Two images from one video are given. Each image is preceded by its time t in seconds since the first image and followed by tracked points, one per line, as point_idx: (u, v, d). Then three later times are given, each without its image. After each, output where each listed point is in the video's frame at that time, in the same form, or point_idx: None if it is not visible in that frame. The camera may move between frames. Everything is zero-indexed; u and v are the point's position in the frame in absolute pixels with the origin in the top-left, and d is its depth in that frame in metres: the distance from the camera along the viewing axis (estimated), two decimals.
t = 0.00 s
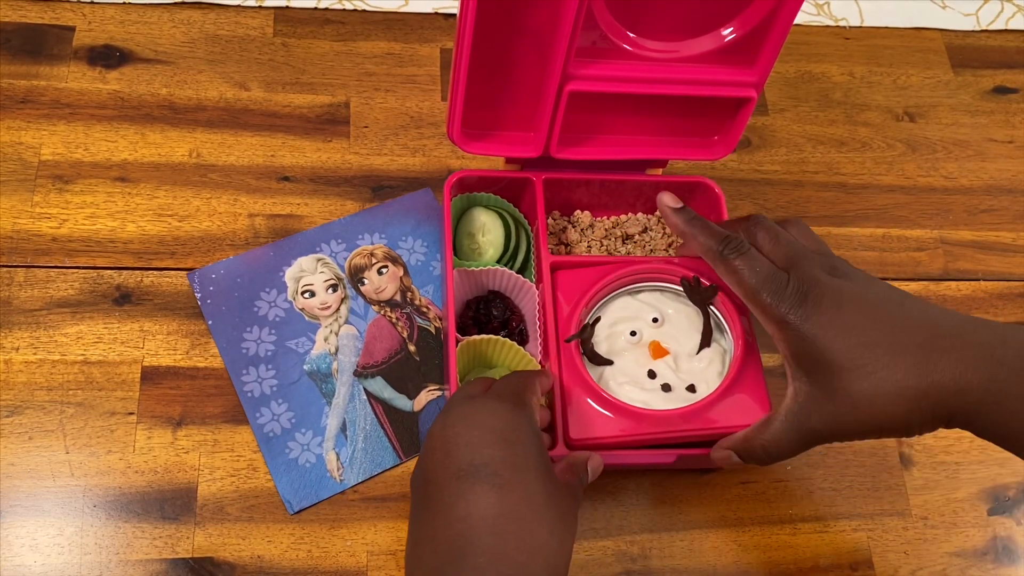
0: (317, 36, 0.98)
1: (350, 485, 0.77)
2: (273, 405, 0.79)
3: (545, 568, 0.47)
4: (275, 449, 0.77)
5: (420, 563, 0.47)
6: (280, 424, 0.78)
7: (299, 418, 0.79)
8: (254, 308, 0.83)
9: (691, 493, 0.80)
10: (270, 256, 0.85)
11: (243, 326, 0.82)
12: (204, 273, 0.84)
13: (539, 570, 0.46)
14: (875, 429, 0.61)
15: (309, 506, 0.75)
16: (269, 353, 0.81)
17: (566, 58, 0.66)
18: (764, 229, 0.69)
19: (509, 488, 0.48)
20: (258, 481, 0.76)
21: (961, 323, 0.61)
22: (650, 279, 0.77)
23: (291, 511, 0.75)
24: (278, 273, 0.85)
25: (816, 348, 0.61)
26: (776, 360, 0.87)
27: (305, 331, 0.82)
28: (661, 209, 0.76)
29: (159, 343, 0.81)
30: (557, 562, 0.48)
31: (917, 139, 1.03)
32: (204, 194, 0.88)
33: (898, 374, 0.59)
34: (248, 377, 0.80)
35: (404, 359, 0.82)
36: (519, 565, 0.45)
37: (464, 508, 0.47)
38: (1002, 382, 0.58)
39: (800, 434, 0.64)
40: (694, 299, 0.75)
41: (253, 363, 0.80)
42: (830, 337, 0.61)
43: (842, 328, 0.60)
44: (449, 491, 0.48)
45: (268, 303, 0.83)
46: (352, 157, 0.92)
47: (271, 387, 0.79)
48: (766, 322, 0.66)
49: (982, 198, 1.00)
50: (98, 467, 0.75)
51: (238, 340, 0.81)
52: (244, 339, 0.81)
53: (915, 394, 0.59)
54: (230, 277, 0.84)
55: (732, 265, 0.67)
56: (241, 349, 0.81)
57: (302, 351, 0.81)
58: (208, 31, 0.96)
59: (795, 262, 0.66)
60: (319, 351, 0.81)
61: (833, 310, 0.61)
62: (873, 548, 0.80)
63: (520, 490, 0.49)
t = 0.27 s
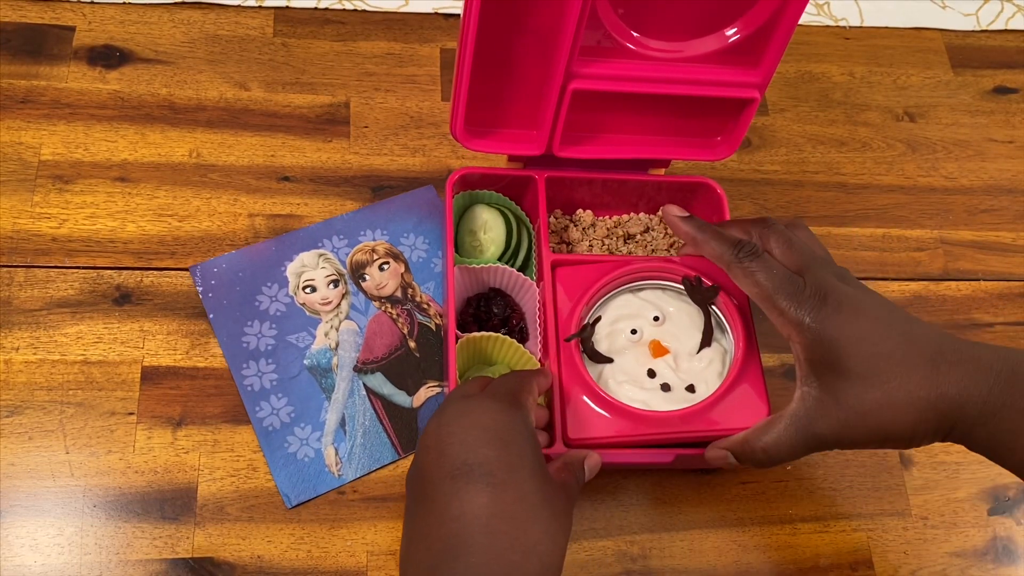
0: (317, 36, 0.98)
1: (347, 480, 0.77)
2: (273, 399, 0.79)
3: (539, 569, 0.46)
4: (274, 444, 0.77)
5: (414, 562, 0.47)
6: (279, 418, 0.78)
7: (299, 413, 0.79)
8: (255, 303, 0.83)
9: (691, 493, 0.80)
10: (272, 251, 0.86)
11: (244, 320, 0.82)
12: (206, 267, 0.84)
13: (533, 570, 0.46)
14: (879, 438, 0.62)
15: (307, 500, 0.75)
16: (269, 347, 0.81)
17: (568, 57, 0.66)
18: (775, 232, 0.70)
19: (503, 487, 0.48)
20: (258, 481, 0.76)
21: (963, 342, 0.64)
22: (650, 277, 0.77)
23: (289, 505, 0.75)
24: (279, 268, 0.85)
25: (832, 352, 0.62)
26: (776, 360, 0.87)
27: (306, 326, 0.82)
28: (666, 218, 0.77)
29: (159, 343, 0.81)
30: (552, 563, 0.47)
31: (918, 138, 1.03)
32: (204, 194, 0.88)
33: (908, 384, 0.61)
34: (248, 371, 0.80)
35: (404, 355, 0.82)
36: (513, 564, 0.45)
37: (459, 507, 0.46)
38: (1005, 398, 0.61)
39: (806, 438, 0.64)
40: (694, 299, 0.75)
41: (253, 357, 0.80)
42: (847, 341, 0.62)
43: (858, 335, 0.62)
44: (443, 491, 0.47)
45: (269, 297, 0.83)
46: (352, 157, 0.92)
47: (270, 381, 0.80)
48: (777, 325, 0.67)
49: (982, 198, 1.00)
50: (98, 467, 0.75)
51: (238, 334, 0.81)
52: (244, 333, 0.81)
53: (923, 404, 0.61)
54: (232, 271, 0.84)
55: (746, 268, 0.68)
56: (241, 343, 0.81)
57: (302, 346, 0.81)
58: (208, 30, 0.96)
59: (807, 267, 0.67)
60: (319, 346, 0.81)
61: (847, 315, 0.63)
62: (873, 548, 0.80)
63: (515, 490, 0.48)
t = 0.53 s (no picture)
0: (317, 36, 0.98)
1: (350, 482, 0.77)
2: (274, 401, 0.79)
3: (537, 570, 0.46)
4: (276, 446, 0.77)
5: (413, 564, 0.47)
6: (281, 420, 0.78)
7: (300, 415, 0.79)
8: (256, 305, 0.83)
9: (691, 493, 0.80)
10: (273, 253, 0.86)
11: (245, 322, 0.82)
12: (206, 268, 0.84)
13: (532, 571, 0.45)
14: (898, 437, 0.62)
15: (309, 502, 0.75)
16: (270, 349, 0.81)
17: (568, 57, 0.66)
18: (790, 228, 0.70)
19: (502, 488, 0.48)
20: (258, 481, 0.76)
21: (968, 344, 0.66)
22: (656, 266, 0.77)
23: (291, 508, 0.75)
24: (280, 270, 0.85)
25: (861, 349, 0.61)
26: (776, 360, 0.87)
27: (307, 328, 0.82)
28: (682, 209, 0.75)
29: (159, 343, 0.81)
30: (552, 563, 0.47)
31: (917, 139, 1.03)
32: (204, 194, 0.88)
33: (929, 382, 0.62)
34: (249, 373, 0.80)
35: (405, 357, 0.82)
36: (510, 566, 0.45)
37: (457, 508, 0.46)
38: (1012, 399, 0.64)
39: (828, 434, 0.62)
40: (705, 287, 0.74)
41: (254, 360, 0.80)
42: (875, 339, 0.62)
43: (884, 331, 0.62)
44: (442, 492, 0.47)
45: (270, 299, 0.83)
46: (352, 157, 0.92)
47: (272, 383, 0.80)
48: (798, 319, 0.65)
49: (982, 199, 1.00)
50: (98, 467, 0.75)
51: (239, 336, 0.81)
52: (245, 335, 0.81)
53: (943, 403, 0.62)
54: (232, 273, 0.84)
55: (770, 261, 0.66)
56: (243, 345, 0.81)
57: (303, 348, 0.81)
58: (208, 30, 0.96)
59: (825, 263, 0.66)
60: (321, 348, 0.81)
61: (872, 313, 0.63)
62: (873, 548, 0.80)
63: (514, 491, 0.48)
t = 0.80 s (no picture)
0: (317, 36, 0.98)
1: (350, 482, 0.77)
2: (274, 401, 0.79)
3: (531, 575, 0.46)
4: (276, 446, 0.77)
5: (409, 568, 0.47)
6: (281, 420, 0.78)
7: (300, 415, 0.79)
8: (256, 305, 0.83)
9: (691, 493, 0.80)
10: (273, 253, 0.86)
11: (245, 322, 0.82)
12: (206, 268, 0.84)
13: None
14: (893, 442, 0.63)
15: (309, 502, 0.75)
16: (270, 349, 0.81)
17: (568, 57, 0.66)
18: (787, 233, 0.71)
19: (498, 494, 0.47)
20: (258, 481, 0.76)
21: (972, 349, 0.65)
22: (651, 272, 0.78)
23: (291, 508, 0.75)
24: (280, 270, 0.85)
25: (851, 355, 0.62)
26: (776, 360, 0.87)
27: (307, 328, 0.82)
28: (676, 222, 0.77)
29: (159, 343, 0.81)
30: (546, 569, 0.47)
31: (917, 139, 1.03)
32: (204, 194, 0.88)
33: (924, 388, 0.61)
34: (249, 373, 0.80)
35: (405, 357, 0.82)
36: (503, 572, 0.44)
37: (452, 514, 0.46)
38: (1015, 405, 0.62)
39: (820, 439, 0.63)
40: (700, 294, 0.75)
41: (254, 359, 0.80)
42: (867, 344, 0.62)
43: (878, 336, 0.62)
44: (437, 496, 0.47)
45: (270, 299, 0.83)
46: (352, 157, 0.92)
47: (272, 383, 0.80)
48: (793, 325, 0.66)
49: (982, 198, 1.00)
50: (98, 467, 0.75)
51: (239, 336, 0.81)
52: (245, 335, 0.81)
53: (939, 410, 0.62)
54: (232, 273, 0.84)
55: (763, 269, 0.67)
56: (243, 345, 0.81)
57: (303, 348, 0.81)
58: (208, 30, 0.96)
59: (820, 269, 0.67)
60: (321, 348, 0.81)
61: (865, 318, 0.63)
62: (873, 548, 0.80)
63: (511, 497, 0.48)
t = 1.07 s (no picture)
0: (317, 36, 0.98)
1: (351, 484, 0.77)
2: (273, 404, 0.79)
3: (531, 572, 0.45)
4: (276, 449, 0.77)
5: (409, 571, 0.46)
6: (280, 423, 0.78)
7: (299, 418, 0.79)
8: (254, 308, 0.83)
9: (691, 494, 0.80)
10: (270, 255, 0.85)
11: (243, 326, 0.82)
12: (203, 273, 0.84)
13: None
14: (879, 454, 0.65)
15: (310, 504, 0.75)
16: (269, 353, 0.81)
17: (563, 54, 0.66)
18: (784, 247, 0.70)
19: (496, 493, 0.47)
20: (258, 481, 0.76)
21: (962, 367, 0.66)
22: (648, 276, 0.78)
23: (292, 510, 0.75)
24: (277, 272, 0.85)
25: (842, 370, 0.63)
26: (776, 360, 0.87)
27: (305, 331, 0.82)
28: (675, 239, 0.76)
29: (159, 343, 0.81)
30: (548, 568, 0.46)
31: (917, 138, 1.03)
32: (204, 194, 0.88)
33: (912, 405, 0.63)
34: (248, 377, 0.80)
35: (404, 358, 0.82)
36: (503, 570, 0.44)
37: (451, 514, 0.46)
38: (1001, 424, 0.63)
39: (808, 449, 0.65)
40: (694, 301, 0.76)
41: (253, 363, 0.80)
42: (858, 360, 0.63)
43: (871, 354, 0.63)
44: (436, 498, 0.47)
45: (267, 302, 0.83)
46: (352, 157, 0.92)
47: (270, 386, 0.80)
48: (788, 338, 0.68)
49: (982, 198, 1.00)
50: (98, 467, 0.75)
51: (237, 340, 0.81)
52: (243, 339, 0.81)
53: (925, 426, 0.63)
54: (228, 276, 0.84)
55: (760, 282, 0.67)
56: (240, 349, 0.81)
57: (302, 351, 0.81)
58: (208, 30, 0.96)
59: (818, 283, 0.67)
60: (319, 351, 0.81)
61: (859, 334, 0.64)
62: (873, 548, 0.80)
63: (510, 495, 0.47)
